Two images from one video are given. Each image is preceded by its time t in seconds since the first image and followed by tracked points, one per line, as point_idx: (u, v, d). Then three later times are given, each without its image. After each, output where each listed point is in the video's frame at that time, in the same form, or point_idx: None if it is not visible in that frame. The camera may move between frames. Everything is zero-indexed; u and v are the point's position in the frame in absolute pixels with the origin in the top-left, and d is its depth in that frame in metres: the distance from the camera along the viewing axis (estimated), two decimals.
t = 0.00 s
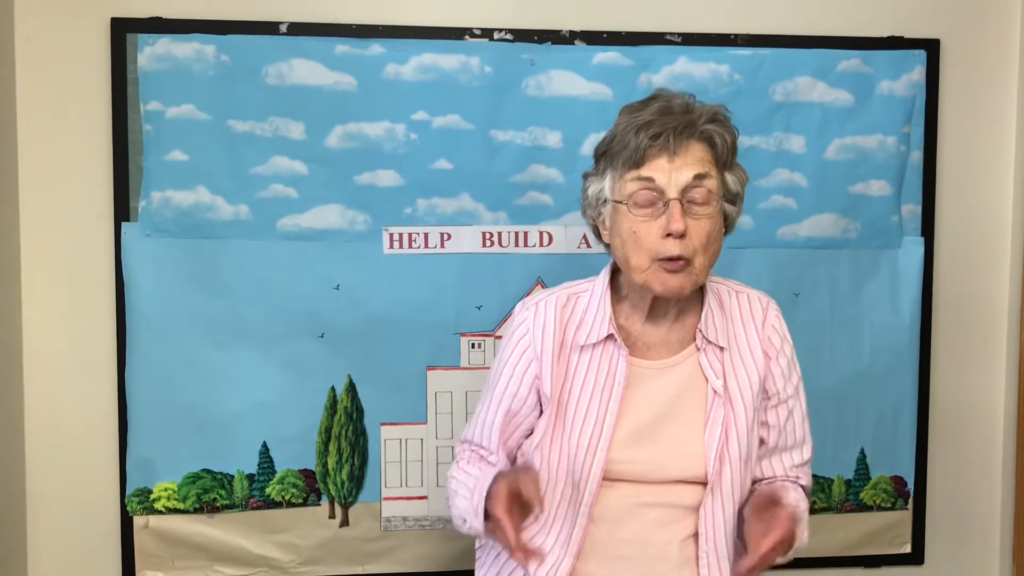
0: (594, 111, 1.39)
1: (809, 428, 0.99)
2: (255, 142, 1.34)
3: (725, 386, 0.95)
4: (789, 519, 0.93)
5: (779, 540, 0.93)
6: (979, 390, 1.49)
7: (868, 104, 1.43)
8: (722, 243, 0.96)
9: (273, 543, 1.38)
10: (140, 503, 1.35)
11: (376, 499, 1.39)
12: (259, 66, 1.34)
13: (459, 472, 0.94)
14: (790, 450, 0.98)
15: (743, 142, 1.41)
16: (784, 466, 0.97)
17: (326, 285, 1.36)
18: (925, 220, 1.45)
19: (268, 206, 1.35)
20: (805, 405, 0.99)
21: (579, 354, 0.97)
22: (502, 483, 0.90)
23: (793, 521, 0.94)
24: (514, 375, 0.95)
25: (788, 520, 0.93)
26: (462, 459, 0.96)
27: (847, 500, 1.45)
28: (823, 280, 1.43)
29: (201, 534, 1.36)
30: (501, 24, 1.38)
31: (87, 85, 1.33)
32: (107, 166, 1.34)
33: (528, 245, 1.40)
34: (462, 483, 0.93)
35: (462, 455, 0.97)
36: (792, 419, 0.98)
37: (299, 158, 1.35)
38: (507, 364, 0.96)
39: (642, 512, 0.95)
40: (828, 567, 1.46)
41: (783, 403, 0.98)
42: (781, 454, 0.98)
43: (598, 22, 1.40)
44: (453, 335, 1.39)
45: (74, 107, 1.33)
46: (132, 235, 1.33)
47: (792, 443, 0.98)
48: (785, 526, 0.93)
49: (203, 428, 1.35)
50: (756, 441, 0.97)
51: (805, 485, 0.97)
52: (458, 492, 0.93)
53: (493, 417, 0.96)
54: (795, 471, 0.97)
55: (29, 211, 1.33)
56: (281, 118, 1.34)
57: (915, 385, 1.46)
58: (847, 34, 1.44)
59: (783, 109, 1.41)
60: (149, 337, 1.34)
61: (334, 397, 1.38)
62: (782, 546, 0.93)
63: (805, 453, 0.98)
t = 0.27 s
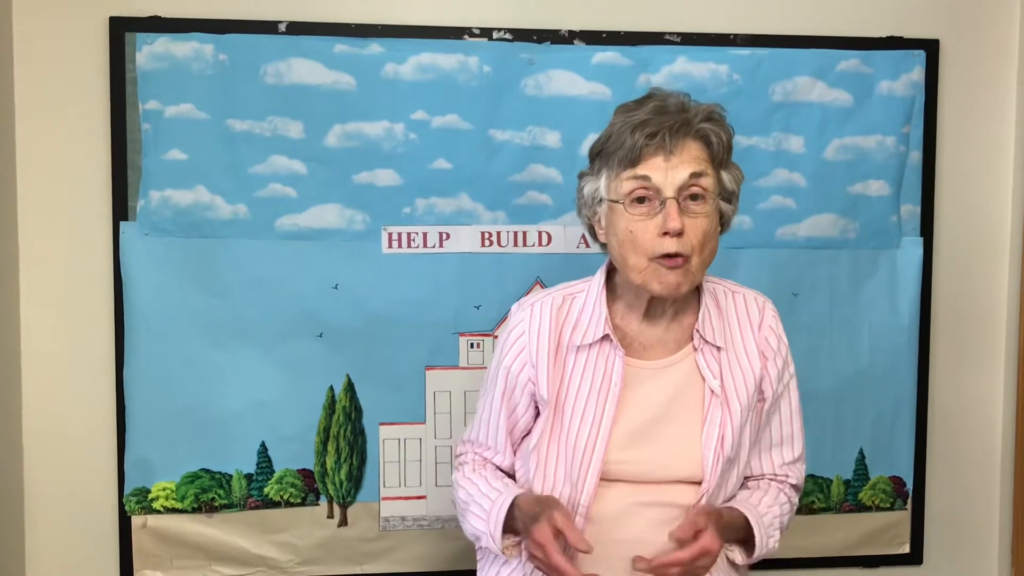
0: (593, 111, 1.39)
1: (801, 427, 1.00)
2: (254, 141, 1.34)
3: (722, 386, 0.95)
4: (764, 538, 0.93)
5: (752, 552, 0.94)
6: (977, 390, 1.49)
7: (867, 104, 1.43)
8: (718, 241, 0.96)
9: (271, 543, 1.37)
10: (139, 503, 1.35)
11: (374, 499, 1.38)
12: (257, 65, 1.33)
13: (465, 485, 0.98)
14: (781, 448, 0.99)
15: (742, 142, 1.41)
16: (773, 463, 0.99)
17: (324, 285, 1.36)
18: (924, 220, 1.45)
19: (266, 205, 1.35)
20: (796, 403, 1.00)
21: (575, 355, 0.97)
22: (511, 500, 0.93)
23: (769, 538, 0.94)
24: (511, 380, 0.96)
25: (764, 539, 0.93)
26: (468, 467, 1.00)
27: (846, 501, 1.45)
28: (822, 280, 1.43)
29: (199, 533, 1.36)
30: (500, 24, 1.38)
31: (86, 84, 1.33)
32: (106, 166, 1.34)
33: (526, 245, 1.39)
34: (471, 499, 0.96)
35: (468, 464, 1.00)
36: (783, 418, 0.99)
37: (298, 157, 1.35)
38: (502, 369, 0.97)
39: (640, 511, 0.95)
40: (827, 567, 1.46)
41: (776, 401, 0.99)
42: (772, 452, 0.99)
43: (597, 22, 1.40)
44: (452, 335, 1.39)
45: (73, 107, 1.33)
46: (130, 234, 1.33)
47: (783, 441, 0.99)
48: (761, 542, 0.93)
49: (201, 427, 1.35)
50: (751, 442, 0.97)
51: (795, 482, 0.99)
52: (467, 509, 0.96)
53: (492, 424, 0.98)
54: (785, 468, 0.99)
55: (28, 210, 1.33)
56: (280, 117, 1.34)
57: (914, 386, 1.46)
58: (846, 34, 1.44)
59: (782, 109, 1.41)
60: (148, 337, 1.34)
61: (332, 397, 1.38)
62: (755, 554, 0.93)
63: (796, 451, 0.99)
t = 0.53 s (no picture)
0: (593, 111, 1.39)
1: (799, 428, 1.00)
2: (253, 141, 1.34)
3: (721, 387, 0.95)
4: (764, 540, 0.93)
5: (751, 553, 0.95)
6: (976, 391, 1.49)
7: (867, 104, 1.43)
8: (718, 243, 0.96)
9: (270, 543, 1.37)
10: (137, 503, 1.35)
11: (373, 499, 1.38)
12: (257, 64, 1.33)
13: (464, 485, 0.97)
14: (778, 448, 0.99)
15: (742, 142, 1.41)
16: (771, 463, 0.99)
17: (323, 284, 1.36)
18: (923, 221, 1.45)
19: (266, 205, 1.35)
20: (794, 404, 1.00)
21: (575, 355, 0.97)
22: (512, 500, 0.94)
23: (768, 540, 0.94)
24: (510, 380, 0.96)
25: (763, 541, 0.93)
26: (467, 467, 1.00)
27: (844, 501, 1.45)
28: (821, 280, 1.43)
29: (198, 533, 1.36)
30: (500, 24, 1.38)
31: (85, 83, 1.33)
32: (105, 166, 1.34)
33: (526, 245, 1.39)
34: (470, 499, 0.96)
35: (468, 465, 1.00)
36: (780, 418, 0.99)
37: (297, 157, 1.35)
38: (501, 367, 0.97)
39: (638, 511, 0.95)
40: (826, 568, 1.46)
41: (774, 401, 0.99)
42: (769, 452, 0.99)
43: (597, 22, 1.40)
44: (451, 335, 1.39)
45: (72, 106, 1.33)
46: (129, 234, 1.33)
47: (780, 442, 0.99)
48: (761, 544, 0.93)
49: (200, 427, 1.35)
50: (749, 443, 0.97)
51: (792, 483, 0.99)
52: (467, 509, 0.96)
53: (491, 423, 0.98)
54: (782, 469, 0.99)
55: (27, 210, 1.33)
56: (279, 117, 1.34)
57: (913, 387, 1.46)
58: (845, 35, 1.44)
59: (782, 110, 1.41)
60: (146, 336, 1.34)
61: (331, 397, 1.38)
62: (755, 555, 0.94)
63: (793, 452, 1.00)
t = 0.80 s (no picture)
0: (593, 111, 1.39)
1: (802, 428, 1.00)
2: (253, 141, 1.34)
3: (723, 388, 0.95)
4: (766, 541, 0.93)
5: (753, 553, 0.95)
6: (977, 392, 1.49)
7: (867, 105, 1.43)
8: (721, 245, 0.96)
9: (270, 544, 1.37)
10: (137, 503, 1.34)
11: (373, 500, 1.38)
12: (257, 64, 1.33)
13: (466, 486, 0.97)
14: (781, 448, 0.99)
15: (743, 142, 1.40)
16: (773, 463, 0.99)
17: (324, 284, 1.36)
18: (924, 222, 1.45)
19: (266, 205, 1.35)
20: (797, 404, 1.00)
21: (577, 355, 0.97)
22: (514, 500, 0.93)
23: (770, 540, 0.94)
24: (513, 380, 0.96)
25: (765, 541, 0.93)
26: (469, 467, 1.00)
27: (845, 502, 1.45)
28: (822, 281, 1.43)
29: (197, 534, 1.35)
30: (500, 23, 1.38)
31: (85, 83, 1.33)
32: (104, 166, 1.34)
33: (526, 245, 1.39)
34: (472, 499, 0.96)
35: (471, 464, 1.00)
36: (783, 419, 0.99)
37: (297, 157, 1.35)
38: (503, 367, 0.97)
39: (639, 512, 0.95)
40: (826, 568, 1.46)
41: (777, 401, 0.98)
42: (772, 452, 0.99)
43: (598, 22, 1.39)
44: (451, 335, 1.39)
45: (72, 105, 1.33)
46: (129, 234, 1.33)
47: (783, 442, 0.99)
48: (763, 544, 0.93)
49: (200, 427, 1.35)
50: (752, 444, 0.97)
51: (795, 483, 0.99)
52: (469, 509, 0.96)
53: (493, 424, 0.98)
54: (785, 469, 0.99)
55: (26, 209, 1.33)
56: (279, 117, 1.34)
57: (914, 387, 1.46)
58: (846, 35, 1.44)
59: (783, 110, 1.41)
60: (146, 336, 1.34)
61: (331, 397, 1.37)
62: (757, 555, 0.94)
63: (796, 452, 0.99)
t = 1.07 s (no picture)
0: (593, 112, 1.39)
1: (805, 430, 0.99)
2: (253, 143, 1.34)
3: (726, 391, 0.95)
4: (768, 544, 0.93)
5: (756, 556, 0.95)
6: (977, 393, 1.49)
7: (868, 106, 1.43)
8: (724, 248, 0.95)
9: (270, 546, 1.37)
10: (137, 504, 1.34)
11: (373, 502, 1.38)
12: (256, 65, 1.33)
13: (468, 488, 0.97)
14: (784, 451, 0.98)
15: (743, 144, 1.40)
16: (776, 466, 0.98)
17: (324, 286, 1.36)
18: (924, 223, 1.45)
19: (266, 207, 1.34)
20: (800, 406, 0.99)
21: (579, 358, 0.97)
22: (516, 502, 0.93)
23: (773, 543, 0.94)
24: (515, 383, 0.96)
25: (768, 545, 0.93)
26: (470, 469, 1.00)
27: (845, 504, 1.45)
28: (822, 282, 1.43)
29: (197, 536, 1.35)
30: (500, 25, 1.38)
31: (85, 84, 1.33)
32: (104, 167, 1.33)
33: (526, 246, 1.39)
34: (474, 502, 0.96)
35: (472, 467, 1.00)
36: (786, 421, 0.99)
37: (297, 158, 1.35)
38: (505, 370, 0.96)
39: (639, 514, 0.94)
40: (827, 570, 1.46)
41: (780, 404, 0.98)
42: (774, 455, 0.99)
43: (598, 23, 1.39)
44: (451, 337, 1.39)
45: (71, 107, 1.32)
46: (129, 235, 1.33)
47: (786, 445, 0.98)
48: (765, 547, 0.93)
49: (199, 429, 1.35)
50: (754, 446, 0.97)
51: (798, 485, 0.98)
52: (471, 512, 0.96)
53: (495, 426, 0.97)
54: (788, 471, 0.98)
55: (26, 210, 1.32)
56: (279, 118, 1.34)
57: (915, 388, 1.46)
58: (846, 36, 1.44)
59: (783, 111, 1.41)
60: (146, 338, 1.33)
61: (331, 399, 1.37)
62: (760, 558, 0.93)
63: (799, 454, 0.99)
